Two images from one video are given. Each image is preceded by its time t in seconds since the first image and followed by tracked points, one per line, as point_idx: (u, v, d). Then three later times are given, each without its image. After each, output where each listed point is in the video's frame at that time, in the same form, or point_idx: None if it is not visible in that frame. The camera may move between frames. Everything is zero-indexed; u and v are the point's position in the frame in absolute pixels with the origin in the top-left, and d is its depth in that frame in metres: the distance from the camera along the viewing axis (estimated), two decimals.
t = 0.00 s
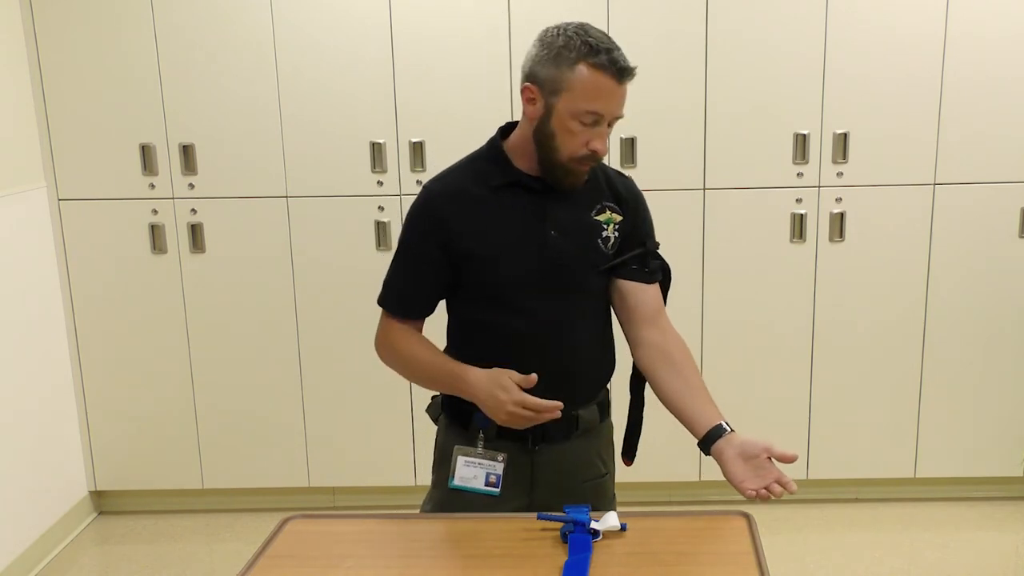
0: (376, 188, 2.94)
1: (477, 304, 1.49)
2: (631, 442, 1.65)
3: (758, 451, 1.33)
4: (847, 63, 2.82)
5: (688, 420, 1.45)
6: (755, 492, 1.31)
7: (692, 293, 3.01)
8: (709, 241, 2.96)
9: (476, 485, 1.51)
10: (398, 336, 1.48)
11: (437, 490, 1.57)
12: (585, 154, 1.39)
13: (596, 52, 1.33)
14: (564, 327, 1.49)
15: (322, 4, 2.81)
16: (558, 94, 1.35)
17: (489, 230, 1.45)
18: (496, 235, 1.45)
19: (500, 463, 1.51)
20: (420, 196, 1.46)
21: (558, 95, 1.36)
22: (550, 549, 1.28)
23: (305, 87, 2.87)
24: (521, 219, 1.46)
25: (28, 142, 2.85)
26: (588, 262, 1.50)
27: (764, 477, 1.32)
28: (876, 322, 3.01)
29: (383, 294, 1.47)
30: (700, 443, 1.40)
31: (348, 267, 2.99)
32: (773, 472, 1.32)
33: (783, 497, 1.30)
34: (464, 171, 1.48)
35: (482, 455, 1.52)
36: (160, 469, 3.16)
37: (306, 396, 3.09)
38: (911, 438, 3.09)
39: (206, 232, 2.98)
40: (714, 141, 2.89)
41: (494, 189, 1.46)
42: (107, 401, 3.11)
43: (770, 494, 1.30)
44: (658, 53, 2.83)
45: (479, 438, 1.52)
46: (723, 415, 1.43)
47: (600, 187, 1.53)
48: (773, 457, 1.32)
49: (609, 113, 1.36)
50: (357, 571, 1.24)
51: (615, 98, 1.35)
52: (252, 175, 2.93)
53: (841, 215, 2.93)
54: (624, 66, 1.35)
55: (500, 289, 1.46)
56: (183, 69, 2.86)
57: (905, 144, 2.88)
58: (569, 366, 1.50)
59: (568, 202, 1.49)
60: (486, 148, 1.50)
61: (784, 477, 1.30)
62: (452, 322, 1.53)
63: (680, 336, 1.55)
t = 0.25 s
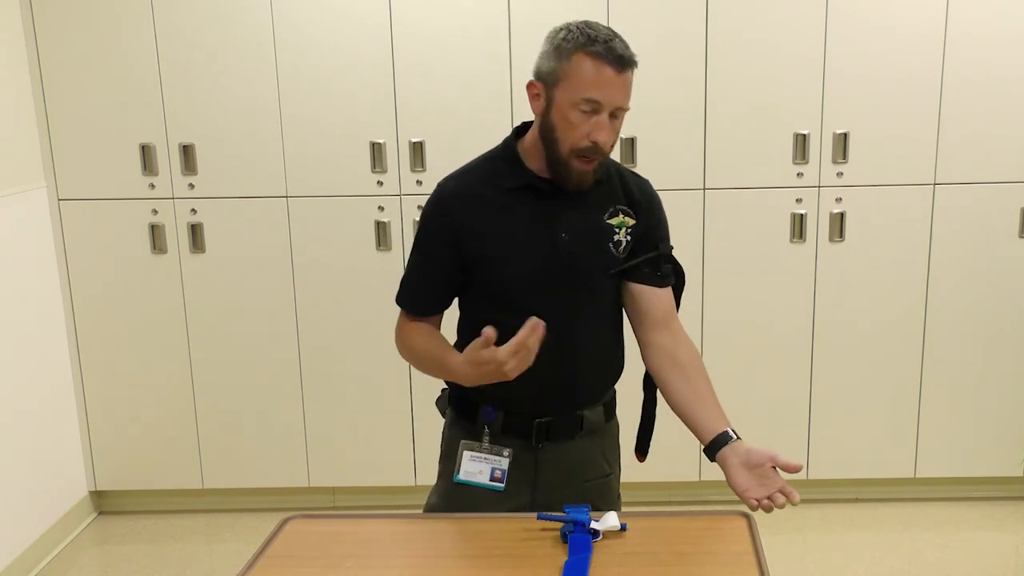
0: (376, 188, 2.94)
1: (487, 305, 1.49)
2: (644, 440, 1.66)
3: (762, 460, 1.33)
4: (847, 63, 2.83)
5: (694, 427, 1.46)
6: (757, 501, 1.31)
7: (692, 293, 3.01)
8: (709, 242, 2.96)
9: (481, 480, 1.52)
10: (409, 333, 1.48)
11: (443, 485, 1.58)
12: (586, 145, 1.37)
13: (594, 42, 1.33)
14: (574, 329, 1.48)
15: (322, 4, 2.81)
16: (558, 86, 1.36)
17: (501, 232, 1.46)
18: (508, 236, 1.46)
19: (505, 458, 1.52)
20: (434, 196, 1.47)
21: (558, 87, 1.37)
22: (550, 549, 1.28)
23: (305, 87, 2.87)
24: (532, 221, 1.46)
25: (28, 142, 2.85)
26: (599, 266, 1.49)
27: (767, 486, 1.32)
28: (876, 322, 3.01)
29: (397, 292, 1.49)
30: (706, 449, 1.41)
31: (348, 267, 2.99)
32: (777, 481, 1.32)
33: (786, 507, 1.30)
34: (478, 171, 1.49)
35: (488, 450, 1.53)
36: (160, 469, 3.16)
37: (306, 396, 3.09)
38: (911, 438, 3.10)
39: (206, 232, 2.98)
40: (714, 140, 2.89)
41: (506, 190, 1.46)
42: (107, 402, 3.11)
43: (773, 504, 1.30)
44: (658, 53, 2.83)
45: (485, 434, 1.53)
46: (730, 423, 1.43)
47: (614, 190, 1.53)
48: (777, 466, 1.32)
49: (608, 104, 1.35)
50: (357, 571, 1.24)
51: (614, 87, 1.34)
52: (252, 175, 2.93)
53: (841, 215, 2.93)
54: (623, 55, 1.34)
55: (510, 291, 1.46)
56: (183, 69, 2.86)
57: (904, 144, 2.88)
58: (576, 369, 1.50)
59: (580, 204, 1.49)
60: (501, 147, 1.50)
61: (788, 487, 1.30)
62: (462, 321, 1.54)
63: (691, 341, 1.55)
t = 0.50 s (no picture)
0: (376, 188, 2.94)
1: (487, 303, 1.49)
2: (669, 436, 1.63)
3: (765, 463, 1.32)
4: (847, 64, 2.83)
5: (696, 428, 1.45)
6: (761, 504, 1.31)
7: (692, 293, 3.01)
8: (709, 242, 2.96)
9: (481, 480, 1.50)
10: (409, 332, 1.51)
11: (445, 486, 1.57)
12: (573, 130, 1.36)
13: (573, 25, 1.35)
14: (573, 327, 1.48)
15: (322, 4, 2.81)
16: (541, 73, 1.38)
17: (500, 230, 1.45)
18: (507, 234, 1.45)
19: (505, 457, 1.50)
20: (435, 194, 1.48)
21: (541, 74, 1.38)
22: (550, 549, 1.28)
23: (305, 87, 2.87)
24: (531, 219, 1.46)
25: (28, 142, 2.85)
26: (599, 264, 1.49)
27: (771, 489, 1.32)
28: (876, 322, 3.01)
29: (399, 292, 1.50)
30: (707, 451, 1.41)
31: (348, 267, 2.99)
32: (780, 484, 1.32)
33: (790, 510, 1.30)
34: (479, 170, 1.48)
35: (487, 449, 1.51)
36: (160, 469, 3.16)
37: (306, 396, 3.09)
38: (911, 438, 3.09)
39: (206, 232, 2.98)
40: (714, 140, 2.89)
41: (506, 188, 1.46)
42: (107, 401, 3.12)
43: (776, 507, 1.30)
44: (658, 53, 2.83)
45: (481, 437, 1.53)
46: (733, 425, 1.42)
47: (615, 188, 1.51)
48: (781, 469, 1.31)
49: (591, 86, 1.35)
50: (357, 571, 1.24)
51: (595, 68, 1.34)
52: (252, 175, 2.93)
53: (841, 215, 2.93)
54: (604, 37, 1.35)
55: (510, 289, 1.46)
56: (183, 70, 2.86)
57: (904, 144, 2.88)
58: (576, 367, 1.50)
59: (580, 203, 1.48)
60: (501, 145, 1.50)
61: (791, 490, 1.30)
62: (465, 319, 1.54)
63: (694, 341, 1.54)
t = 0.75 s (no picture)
0: (376, 188, 2.94)
1: (476, 305, 1.49)
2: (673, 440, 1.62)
3: (765, 455, 1.32)
4: (847, 64, 2.83)
5: (695, 423, 1.45)
6: (762, 497, 1.30)
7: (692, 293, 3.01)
8: (709, 242, 2.96)
9: (479, 491, 1.48)
10: (401, 342, 1.51)
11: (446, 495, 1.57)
12: (550, 114, 1.37)
13: (541, 15, 1.39)
14: (562, 325, 1.48)
15: (322, 4, 2.81)
16: (513, 64, 1.40)
17: (483, 230, 1.45)
18: (492, 233, 1.45)
19: (502, 466, 1.49)
20: (417, 201, 1.48)
21: (513, 64, 1.41)
22: (550, 549, 1.28)
23: (305, 87, 2.87)
24: (516, 219, 1.45)
25: (28, 142, 2.85)
26: (586, 260, 1.48)
27: (772, 481, 1.31)
28: (876, 322, 3.01)
29: (388, 302, 1.50)
30: (707, 446, 1.40)
31: (348, 267, 2.99)
32: (782, 475, 1.30)
33: (792, 502, 1.28)
34: (460, 173, 1.49)
35: (483, 460, 1.50)
36: (160, 469, 3.16)
37: (306, 396, 3.09)
38: (911, 438, 3.09)
39: (206, 233, 2.98)
40: (714, 140, 2.89)
41: (488, 188, 1.46)
42: (107, 402, 3.11)
43: (778, 499, 1.28)
44: (658, 53, 2.83)
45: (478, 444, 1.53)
46: (731, 418, 1.42)
47: (599, 184, 1.51)
48: (782, 461, 1.31)
49: (564, 70, 1.38)
50: (357, 571, 1.24)
51: (566, 52, 1.37)
52: (252, 176, 2.93)
53: (841, 215, 2.93)
54: (571, 23, 1.39)
55: (497, 289, 1.46)
56: (184, 70, 2.86)
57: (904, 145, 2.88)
58: (569, 365, 1.49)
59: (563, 200, 1.48)
60: (482, 149, 1.51)
61: (793, 481, 1.29)
62: (455, 325, 1.54)
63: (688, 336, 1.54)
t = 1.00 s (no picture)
0: (376, 188, 2.94)
1: (458, 306, 1.48)
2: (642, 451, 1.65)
3: (760, 446, 1.31)
4: (847, 64, 2.83)
5: (687, 418, 1.44)
6: (758, 488, 1.29)
7: (692, 293, 3.01)
8: (709, 242, 2.96)
9: (464, 499, 1.49)
10: (387, 348, 1.52)
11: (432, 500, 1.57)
12: (520, 105, 1.38)
13: (507, 12, 1.41)
14: (546, 323, 1.47)
15: (322, 4, 2.81)
16: (482, 61, 1.42)
17: (462, 231, 1.45)
18: (471, 234, 1.45)
19: (488, 474, 1.49)
20: (395, 207, 1.49)
21: (482, 61, 1.42)
22: (550, 549, 1.28)
23: (305, 87, 2.87)
24: (495, 218, 1.45)
25: (28, 142, 2.85)
26: (567, 257, 1.48)
27: (769, 472, 1.30)
28: (876, 322, 3.01)
29: (370, 311, 1.50)
30: (700, 441, 1.39)
31: (347, 266, 2.99)
32: (778, 465, 1.29)
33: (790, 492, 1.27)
34: (438, 177, 1.49)
35: (469, 467, 1.50)
36: (160, 469, 3.16)
37: (306, 396, 3.09)
38: (911, 438, 3.09)
39: (206, 232, 2.98)
40: (714, 140, 2.89)
41: (466, 190, 1.46)
42: (107, 402, 3.11)
43: (775, 490, 1.28)
44: (658, 53, 2.83)
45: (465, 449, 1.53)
46: (723, 411, 1.42)
47: (577, 182, 1.52)
48: (777, 451, 1.30)
49: (531, 61, 1.38)
50: (356, 571, 1.24)
51: (532, 44, 1.38)
52: (252, 176, 2.93)
53: (841, 215, 2.93)
54: (538, 17, 1.41)
55: (478, 289, 1.45)
56: (184, 70, 2.86)
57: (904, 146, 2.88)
58: (554, 364, 1.48)
59: (542, 198, 1.48)
60: (459, 153, 1.51)
61: (789, 471, 1.28)
62: (439, 329, 1.53)
63: (674, 331, 1.54)
